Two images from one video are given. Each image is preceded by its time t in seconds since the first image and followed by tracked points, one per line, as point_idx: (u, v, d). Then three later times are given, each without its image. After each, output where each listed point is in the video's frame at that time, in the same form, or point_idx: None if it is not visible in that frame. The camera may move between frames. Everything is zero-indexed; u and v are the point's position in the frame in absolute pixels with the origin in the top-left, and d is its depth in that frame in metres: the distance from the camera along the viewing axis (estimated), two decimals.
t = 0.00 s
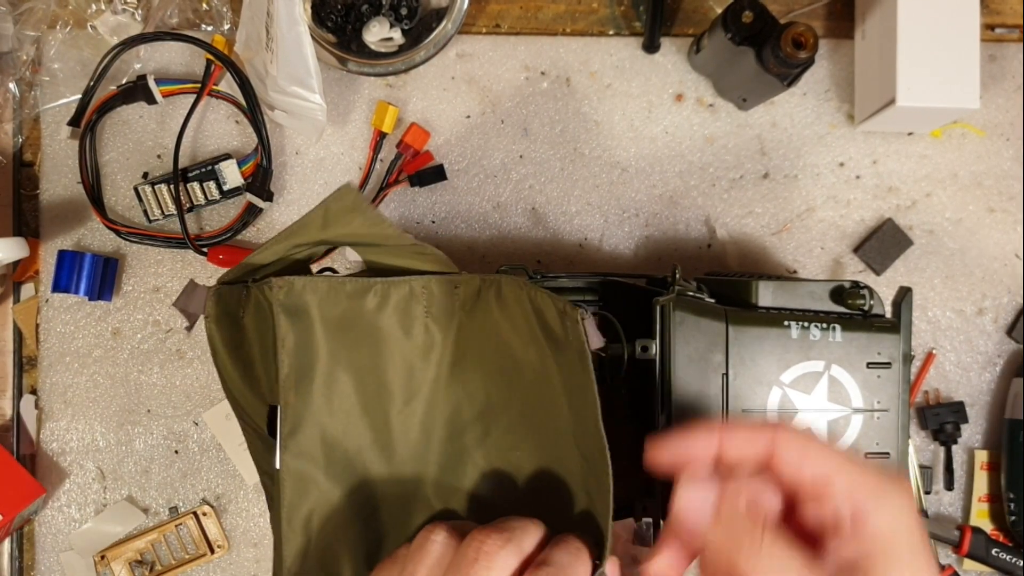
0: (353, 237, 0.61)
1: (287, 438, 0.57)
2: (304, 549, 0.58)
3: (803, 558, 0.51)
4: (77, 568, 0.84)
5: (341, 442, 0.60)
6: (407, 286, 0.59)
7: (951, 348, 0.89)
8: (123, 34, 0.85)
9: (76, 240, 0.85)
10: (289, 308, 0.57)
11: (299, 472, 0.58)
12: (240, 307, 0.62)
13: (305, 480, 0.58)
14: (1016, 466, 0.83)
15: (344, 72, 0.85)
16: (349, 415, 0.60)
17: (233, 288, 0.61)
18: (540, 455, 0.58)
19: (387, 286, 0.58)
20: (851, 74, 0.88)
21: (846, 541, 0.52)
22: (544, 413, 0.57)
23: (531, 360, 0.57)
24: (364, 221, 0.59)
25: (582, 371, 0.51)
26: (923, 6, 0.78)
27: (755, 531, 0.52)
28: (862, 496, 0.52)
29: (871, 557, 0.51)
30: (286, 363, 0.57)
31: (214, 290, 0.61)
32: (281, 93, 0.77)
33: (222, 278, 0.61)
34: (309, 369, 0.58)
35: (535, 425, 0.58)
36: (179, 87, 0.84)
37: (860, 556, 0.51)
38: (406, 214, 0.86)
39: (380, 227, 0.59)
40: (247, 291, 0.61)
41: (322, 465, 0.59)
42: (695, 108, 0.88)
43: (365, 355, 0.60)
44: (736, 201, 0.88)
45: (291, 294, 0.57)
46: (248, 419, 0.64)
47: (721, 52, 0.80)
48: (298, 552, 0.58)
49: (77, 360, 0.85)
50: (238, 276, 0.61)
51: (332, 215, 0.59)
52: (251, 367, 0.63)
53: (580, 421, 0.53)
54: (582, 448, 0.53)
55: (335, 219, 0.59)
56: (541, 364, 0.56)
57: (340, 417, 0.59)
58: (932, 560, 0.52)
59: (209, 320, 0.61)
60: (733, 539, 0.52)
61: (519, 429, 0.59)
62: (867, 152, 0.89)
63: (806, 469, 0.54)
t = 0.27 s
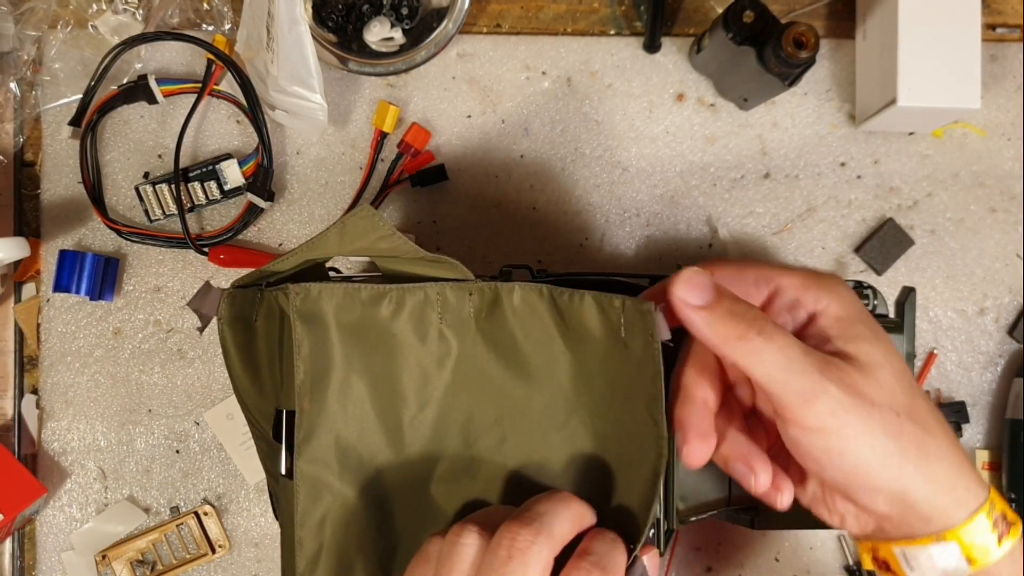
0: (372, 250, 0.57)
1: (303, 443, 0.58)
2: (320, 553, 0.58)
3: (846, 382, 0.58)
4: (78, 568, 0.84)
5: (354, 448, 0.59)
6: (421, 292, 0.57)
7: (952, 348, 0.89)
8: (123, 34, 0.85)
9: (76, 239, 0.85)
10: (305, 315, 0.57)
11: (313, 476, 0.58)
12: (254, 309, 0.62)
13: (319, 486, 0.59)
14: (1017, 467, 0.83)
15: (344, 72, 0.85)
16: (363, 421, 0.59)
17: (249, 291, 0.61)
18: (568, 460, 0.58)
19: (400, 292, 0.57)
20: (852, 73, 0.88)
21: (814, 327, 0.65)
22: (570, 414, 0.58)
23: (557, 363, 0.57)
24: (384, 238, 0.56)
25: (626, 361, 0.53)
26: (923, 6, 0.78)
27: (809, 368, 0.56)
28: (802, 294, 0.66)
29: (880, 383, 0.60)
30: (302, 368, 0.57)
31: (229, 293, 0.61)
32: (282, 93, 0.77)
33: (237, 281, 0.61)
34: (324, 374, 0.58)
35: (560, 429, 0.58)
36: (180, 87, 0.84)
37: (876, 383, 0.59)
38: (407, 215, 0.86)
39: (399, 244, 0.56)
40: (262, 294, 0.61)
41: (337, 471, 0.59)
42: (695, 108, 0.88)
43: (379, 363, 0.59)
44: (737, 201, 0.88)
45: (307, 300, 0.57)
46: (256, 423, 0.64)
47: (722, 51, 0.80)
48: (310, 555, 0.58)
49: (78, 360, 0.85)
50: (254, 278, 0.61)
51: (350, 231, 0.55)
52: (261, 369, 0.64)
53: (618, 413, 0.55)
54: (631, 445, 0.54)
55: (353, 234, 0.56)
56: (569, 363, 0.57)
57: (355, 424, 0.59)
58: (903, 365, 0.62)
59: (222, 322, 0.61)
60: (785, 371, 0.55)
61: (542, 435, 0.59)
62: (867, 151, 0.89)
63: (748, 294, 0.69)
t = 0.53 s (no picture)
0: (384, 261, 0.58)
1: (313, 444, 0.58)
2: (327, 552, 0.58)
3: (858, 382, 0.57)
4: (78, 568, 0.84)
5: (362, 449, 0.59)
6: (433, 297, 0.57)
7: (953, 348, 0.89)
8: (124, 34, 0.85)
9: (77, 239, 0.85)
10: (315, 317, 0.57)
11: (321, 477, 0.58)
12: (263, 308, 0.62)
13: (329, 486, 0.59)
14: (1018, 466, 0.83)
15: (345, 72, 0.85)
16: (372, 423, 0.59)
17: (258, 289, 0.61)
18: (573, 465, 0.58)
19: (411, 296, 0.57)
20: (853, 73, 0.88)
21: (838, 313, 0.63)
22: (578, 421, 0.58)
23: (567, 371, 0.57)
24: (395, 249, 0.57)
25: (643, 367, 0.54)
26: (924, 5, 0.78)
27: (817, 373, 0.56)
28: (829, 278, 0.63)
29: (897, 379, 0.59)
30: (310, 369, 0.58)
31: (238, 291, 0.61)
32: (283, 93, 0.77)
33: (246, 281, 0.61)
34: (333, 377, 0.58)
35: (567, 434, 0.58)
36: (180, 87, 0.84)
37: (889, 378, 0.59)
38: (408, 215, 0.86)
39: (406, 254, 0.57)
40: (271, 293, 0.60)
41: (345, 472, 0.59)
42: (696, 108, 0.88)
43: (388, 366, 0.59)
44: (737, 201, 0.88)
45: (317, 303, 0.57)
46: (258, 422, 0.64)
47: (723, 51, 0.80)
48: (317, 554, 0.58)
49: (79, 360, 0.85)
50: (264, 277, 0.61)
51: (361, 243, 0.57)
52: (264, 368, 0.63)
53: (628, 418, 0.56)
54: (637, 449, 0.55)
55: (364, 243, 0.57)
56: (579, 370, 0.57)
57: (363, 426, 0.59)
58: (928, 360, 0.61)
59: (232, 319, 0.61)
60: (790, 379, 0.56)
61: (551, 443, 0.58)
62: (868, 151, 0.89)
63: (777, 272, 0.65)
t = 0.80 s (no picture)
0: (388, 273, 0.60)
1: (304, 444, 0.56)
2: (313, 555, 0.57)
3: (881, 430, 0.58)
4: (78, 568, 0.84)
5: (352, 450, 0.57)
6: (433, 303, 0.57)
7: (953, 348, 0.89)
8: (124, 34, 0.85)
9: (77, 239, 0.85)
10: (312, 317, 0.57)
11: (311, 477, 0.57)
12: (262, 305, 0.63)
13: (320, 486, 0.57)
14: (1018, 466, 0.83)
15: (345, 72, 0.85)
16: (364, 423, 0.57)
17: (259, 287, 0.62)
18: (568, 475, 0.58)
19: (412, 300, 0.56)
20: (854, 73, 0.88)
21: (882, 360, 0.62)
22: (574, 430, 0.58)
23: (566, 379, 0.57)
24: (393, 258, 0.59)
25: (655, 375, 0.55)
26: (925, 5, 0.78)
27: (839, 411, 0.58)
28: (884, 326, 0.63)
29: (924, 435, 0.59)
30: (304, 368, 0.57)
31: (240, 288, 0.64)
32: (283, 92, 0.77)
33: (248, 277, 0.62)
34: (327, 375, 0.57)
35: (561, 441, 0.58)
36: (180, 86, 0.84)
37: (917, 431, 0.59)
38: (408, 215, 0.86)
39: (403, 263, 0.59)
40: (272, 289, 0.61)
41: (336, 472, 0.57)
42: (697, 108, 0.88)
43: (383, 368, 0.57)
44: (738, 201, 0.88)
45: (316, 304, 0.56)
46: (251, 417, 0.64)
47: (724, 51, 0.80)
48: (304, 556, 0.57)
49: (79, 360, 0.85)
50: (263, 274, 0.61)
51: (362, 251, 0.59)
52: (258, 362, 0.64)
53: (627, 427, 0.57)
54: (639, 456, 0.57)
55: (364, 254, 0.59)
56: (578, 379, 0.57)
57: (355, 426, 0.57)
58: (963, 425, 0.60)
59: (233, 317, 0.64)
60: (812, 408, 0.57)
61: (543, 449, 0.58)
62: (869, 151, 0.89)
63: (835, 315, 0.65)
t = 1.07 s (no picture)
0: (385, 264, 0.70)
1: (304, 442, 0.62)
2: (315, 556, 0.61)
3: (861, 423, 0.60)
4: (77, 568, 0.84)
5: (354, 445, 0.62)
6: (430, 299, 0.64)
7: (953, 348, 0.89)
8: (124, 34, 0.85)
9: (77, 239, 0.85)
10: (309, 313, 0.65)
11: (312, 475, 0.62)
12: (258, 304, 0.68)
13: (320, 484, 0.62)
14: (1017, 466, 0.83)
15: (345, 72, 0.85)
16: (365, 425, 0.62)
17: (255, 284, 0.68)
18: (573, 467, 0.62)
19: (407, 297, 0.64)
20: (854, 73, 0.88)
21: (860, 352, 0.65)
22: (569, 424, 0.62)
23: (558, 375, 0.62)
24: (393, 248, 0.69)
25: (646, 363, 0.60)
26: (925, 5, 0.78)
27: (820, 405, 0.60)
28: (860, 319, 0.66)
29: (900, 427, 0.61)
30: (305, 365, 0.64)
31: (236, 285, 0.69)
32: (283, 92, 0.77)
33: (243, 277, 0.68)
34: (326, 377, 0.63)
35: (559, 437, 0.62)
36: (180, 86, 0.84)
37: (893, 422, 0.61)
38: (407, 215, 0.86)
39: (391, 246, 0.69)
40: (266, 287, 0.67)
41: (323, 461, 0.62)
42: (696, 108, 0.88)
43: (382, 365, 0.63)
44: (737, 201, 0.88)
45: (313, 300, 0.65)
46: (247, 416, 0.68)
47: (724, 51, 0.80)
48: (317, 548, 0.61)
49: (78, 359, 0.85)
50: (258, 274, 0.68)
51: (359, 243, 0.68)
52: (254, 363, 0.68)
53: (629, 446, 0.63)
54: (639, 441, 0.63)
55: (361, 246, 0.69)
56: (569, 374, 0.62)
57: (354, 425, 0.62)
58: (938, 411, 0.63)
59: (227, 316, 0.69)
60: (792, 402, 0.59)
61: (486, 414, 0.55)
62: (868, 151, 0.89)
63: (811, 308, 0.68)
